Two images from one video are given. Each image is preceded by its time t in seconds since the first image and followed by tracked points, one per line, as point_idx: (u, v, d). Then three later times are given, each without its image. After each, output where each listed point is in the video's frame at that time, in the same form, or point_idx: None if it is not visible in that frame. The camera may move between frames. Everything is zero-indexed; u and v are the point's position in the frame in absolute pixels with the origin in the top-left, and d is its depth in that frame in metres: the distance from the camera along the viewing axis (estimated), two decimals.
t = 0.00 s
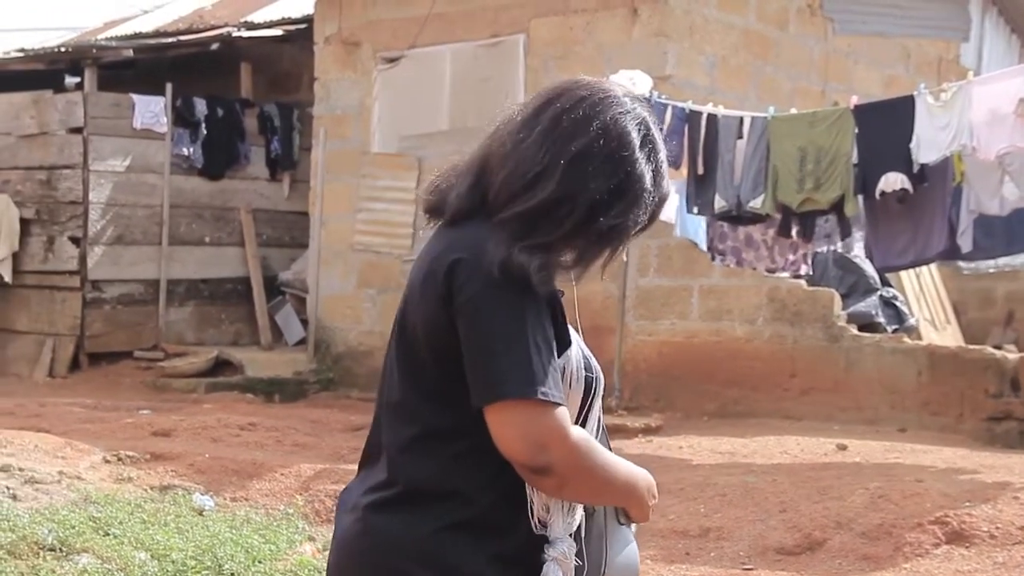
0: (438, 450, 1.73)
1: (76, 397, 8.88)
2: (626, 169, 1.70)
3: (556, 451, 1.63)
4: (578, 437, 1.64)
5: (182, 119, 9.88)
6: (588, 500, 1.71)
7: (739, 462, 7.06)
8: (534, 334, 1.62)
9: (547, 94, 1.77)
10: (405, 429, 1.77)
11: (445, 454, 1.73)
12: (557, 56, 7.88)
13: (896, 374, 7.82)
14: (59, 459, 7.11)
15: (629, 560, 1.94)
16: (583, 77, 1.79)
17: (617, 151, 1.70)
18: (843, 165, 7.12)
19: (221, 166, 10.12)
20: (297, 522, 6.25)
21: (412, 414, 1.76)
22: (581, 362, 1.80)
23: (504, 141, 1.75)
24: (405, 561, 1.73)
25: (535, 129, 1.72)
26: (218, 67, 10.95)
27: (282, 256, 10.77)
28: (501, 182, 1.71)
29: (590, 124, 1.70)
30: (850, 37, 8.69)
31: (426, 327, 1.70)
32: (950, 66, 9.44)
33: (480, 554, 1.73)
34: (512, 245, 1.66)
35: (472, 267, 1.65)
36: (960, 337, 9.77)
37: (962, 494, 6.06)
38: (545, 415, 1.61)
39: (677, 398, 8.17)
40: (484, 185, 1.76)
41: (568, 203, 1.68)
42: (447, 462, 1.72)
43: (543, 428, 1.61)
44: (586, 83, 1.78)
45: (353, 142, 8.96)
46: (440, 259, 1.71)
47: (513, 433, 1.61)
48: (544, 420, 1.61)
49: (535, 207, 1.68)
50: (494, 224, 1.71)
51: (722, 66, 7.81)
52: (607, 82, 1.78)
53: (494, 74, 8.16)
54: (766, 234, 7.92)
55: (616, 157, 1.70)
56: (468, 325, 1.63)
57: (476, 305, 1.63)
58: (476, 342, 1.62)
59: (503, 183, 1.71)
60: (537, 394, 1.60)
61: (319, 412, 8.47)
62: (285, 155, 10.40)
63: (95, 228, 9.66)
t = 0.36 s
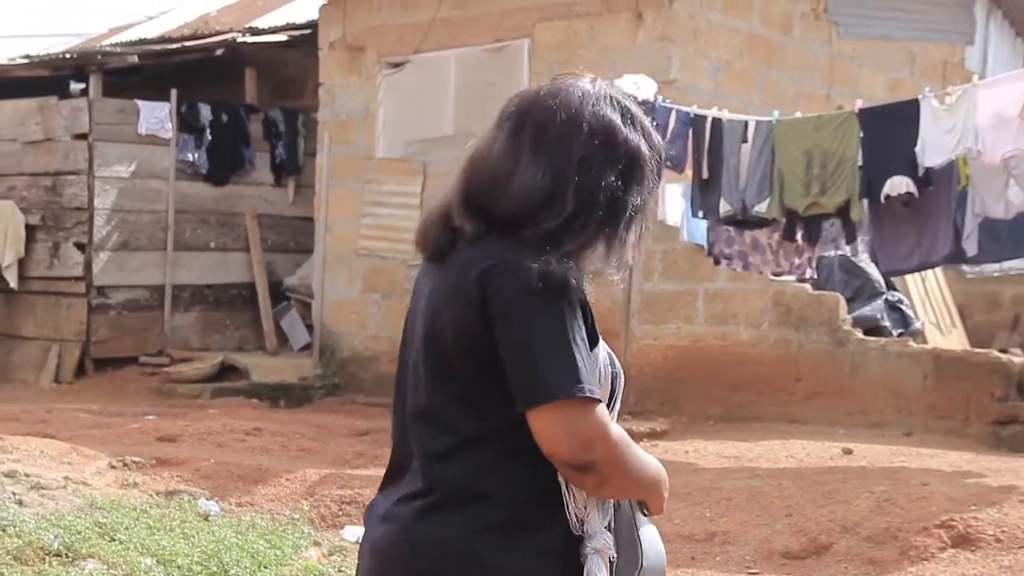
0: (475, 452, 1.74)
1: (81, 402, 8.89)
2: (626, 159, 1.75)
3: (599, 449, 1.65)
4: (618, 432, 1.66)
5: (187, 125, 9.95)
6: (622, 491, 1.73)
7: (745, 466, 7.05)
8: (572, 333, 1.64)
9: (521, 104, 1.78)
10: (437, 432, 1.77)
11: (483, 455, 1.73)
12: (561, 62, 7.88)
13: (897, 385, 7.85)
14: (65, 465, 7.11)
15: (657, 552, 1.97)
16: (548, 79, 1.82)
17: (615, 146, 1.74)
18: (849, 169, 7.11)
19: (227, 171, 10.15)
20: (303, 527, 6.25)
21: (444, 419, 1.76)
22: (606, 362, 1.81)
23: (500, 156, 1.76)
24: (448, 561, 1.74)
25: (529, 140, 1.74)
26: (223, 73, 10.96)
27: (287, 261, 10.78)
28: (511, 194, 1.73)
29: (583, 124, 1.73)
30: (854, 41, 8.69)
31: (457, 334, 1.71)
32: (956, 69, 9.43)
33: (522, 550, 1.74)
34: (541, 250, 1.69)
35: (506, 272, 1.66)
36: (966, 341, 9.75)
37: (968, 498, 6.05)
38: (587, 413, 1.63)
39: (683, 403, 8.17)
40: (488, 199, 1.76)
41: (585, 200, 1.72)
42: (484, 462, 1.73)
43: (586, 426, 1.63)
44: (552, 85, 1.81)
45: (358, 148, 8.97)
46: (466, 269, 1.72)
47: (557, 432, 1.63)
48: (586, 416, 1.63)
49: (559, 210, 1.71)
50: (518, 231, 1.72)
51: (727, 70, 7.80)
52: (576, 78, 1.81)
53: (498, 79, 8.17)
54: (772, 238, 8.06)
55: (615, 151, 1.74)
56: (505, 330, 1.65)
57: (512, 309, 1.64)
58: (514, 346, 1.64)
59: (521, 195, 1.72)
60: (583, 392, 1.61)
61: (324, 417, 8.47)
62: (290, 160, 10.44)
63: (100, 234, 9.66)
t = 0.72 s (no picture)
0: (547, 457, 1.70)
1: (82, 402, 8.89)
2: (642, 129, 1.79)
3: (664, 455, 1.64)
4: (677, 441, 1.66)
5: (189, 124, 9.95)
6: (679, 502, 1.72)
7: (746, 467, 7.05)
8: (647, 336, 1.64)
9: (514, 112, 1.78)
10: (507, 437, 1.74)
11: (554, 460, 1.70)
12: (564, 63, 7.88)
13: (897, 385, 7.86)
14: (66, 464, 7.11)
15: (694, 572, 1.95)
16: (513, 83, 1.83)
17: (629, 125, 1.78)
18: (853, 170, 7.12)
19: (229, 171, 10.16)
20: (303, 527, 6.26)
21: (513, 420, 1.73)
22: (673, 370, 1.78)
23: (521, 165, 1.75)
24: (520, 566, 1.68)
25: (544, 142, 1.74)
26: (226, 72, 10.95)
27: (288, 261, 10.78)
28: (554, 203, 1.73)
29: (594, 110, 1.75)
30: (856, 42, 8.68)
31: (531, 341, 1.69)
32: (959, 71, 9.42)
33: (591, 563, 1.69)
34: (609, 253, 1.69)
35: (583, 278, 1.66)
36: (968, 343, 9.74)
37: (968, 500, 6.05)
38: (655, 419, 1.62)
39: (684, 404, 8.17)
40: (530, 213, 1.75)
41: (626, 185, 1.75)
42: (560, 466, 1.69)
43: (655, 431, 1.62)
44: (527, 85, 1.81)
45: (360, 148, 8.95)
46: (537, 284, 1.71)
47: (630, 440, 1.62)
48: (656, 420, 1.62)
49: (613, 206, 1.73)
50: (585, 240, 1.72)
51: (729, 71, 7.80)
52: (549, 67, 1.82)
53: (501, 79, 8.16)
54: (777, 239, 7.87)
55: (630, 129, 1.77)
56: (581, 336, 1.63)
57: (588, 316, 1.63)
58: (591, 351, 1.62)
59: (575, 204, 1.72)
60: (657, 399, 1.61)
61: (326, 417, 8.46)
62: (292, 160, 10.45)
63: (101, 234, 9.67)
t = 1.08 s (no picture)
0: (666, 472, 1.72)
1: (82, 401, 8.89)
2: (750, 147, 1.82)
3: (772, 482, 1.71)
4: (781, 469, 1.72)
5: (189, 124, 9.95)
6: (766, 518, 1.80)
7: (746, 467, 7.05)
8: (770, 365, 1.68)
9: (624, 131, 1.77)
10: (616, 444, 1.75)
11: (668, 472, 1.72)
12: (563, 63, 7.88)
13: (898, 383, 7.86)
14: (67, 464, 7.12)
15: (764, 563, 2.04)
16: (615, 100, 1.81)
17: (739, 141, 1.79)
18: (853, 170, 7.37)
19: (229, 171, 10.17)
20: (304, 526, 6.25)
21: (627, 432, 1.74)
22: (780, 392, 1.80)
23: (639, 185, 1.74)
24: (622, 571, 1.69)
25: (661, 161, 1.74)
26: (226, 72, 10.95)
27: (289, 261, 10.77)
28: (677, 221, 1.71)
29: (707, 128, 1.76)
30: (857, 43, 8.66)
31: (652, 357, 1.71)
32: (959, 72, 9.39)
33: None
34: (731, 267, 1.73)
35: (709, 299, 1.68)
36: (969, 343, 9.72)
37: (969, 500, 6.04)
38: (770, 450, 1.69)
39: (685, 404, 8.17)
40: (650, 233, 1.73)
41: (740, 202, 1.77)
42: (671, 478, 1.72)
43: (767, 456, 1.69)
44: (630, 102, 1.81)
45: (360, 148, 8.94)
46: (658, 301, 1.72)
47: (744, 467, 1.68)
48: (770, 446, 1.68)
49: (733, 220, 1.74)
50: (707, 261, 1.73)
51: (730, 71, 7.78)
52: (647, 81, 1.82)
53: (502, 79, 8.17)
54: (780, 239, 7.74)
55: (741, 146, 1.79)
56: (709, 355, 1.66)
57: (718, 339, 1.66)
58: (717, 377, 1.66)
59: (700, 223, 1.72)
60: (779, 431, 1.67)
61: (327, 416, 8.46)
62: (293, 160, 10.44)
63: (102, 233, 9.68)
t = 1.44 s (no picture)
0: (715, 452, 1.78)
1: (85, 394, 8.90)
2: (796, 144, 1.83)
3: (841, 453, 1.76)
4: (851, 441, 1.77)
5: (192, 117, 9.92)
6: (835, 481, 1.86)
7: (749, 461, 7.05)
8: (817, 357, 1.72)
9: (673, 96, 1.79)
10: (666, 429, 1.80)
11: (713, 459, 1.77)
12: (567, 56, 7.87)
13: (903, 381, 7.86)
14: (70, 457, 7.13)
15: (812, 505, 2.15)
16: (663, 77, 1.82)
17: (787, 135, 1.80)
18: (855, 164, 7.40)
19: (232, 164, 10.14)
20: (307, 519, 6.25)
21: (674, 414, 1.78)
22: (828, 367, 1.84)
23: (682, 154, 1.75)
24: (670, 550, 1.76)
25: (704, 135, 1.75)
26: (229, 65, 10.94)
27: (292, 254, 10.76)
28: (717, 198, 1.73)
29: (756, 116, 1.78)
30: (861, 36, 8.65)
31: (699, 339, 1.74)
32: (963, 65, 9.44)
33: (740, 555, 1.79)
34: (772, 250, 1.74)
35: (756, 282, 1.70)
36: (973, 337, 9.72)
37: (972, 494, 6.04)
38: (833, 427, 1.72)
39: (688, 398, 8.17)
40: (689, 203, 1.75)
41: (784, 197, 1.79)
42: (719, 460, 1.78)
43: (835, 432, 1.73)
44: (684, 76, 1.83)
45: (363, 141, 8.93)
46: (701, 285, 1.74)
47: (807, 445, 1.73)
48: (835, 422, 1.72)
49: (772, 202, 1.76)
50: (748, 242, 1.74)
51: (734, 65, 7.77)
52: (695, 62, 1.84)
53: (506, 72, 8.16)
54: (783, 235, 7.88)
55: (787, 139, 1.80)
56: (755, 338, 1.69)
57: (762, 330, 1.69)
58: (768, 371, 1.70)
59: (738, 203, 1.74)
60: (828, 412, 1.71)
61: (329, 409, 8.47)
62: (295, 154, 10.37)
63: (104, 226, 9.69)
